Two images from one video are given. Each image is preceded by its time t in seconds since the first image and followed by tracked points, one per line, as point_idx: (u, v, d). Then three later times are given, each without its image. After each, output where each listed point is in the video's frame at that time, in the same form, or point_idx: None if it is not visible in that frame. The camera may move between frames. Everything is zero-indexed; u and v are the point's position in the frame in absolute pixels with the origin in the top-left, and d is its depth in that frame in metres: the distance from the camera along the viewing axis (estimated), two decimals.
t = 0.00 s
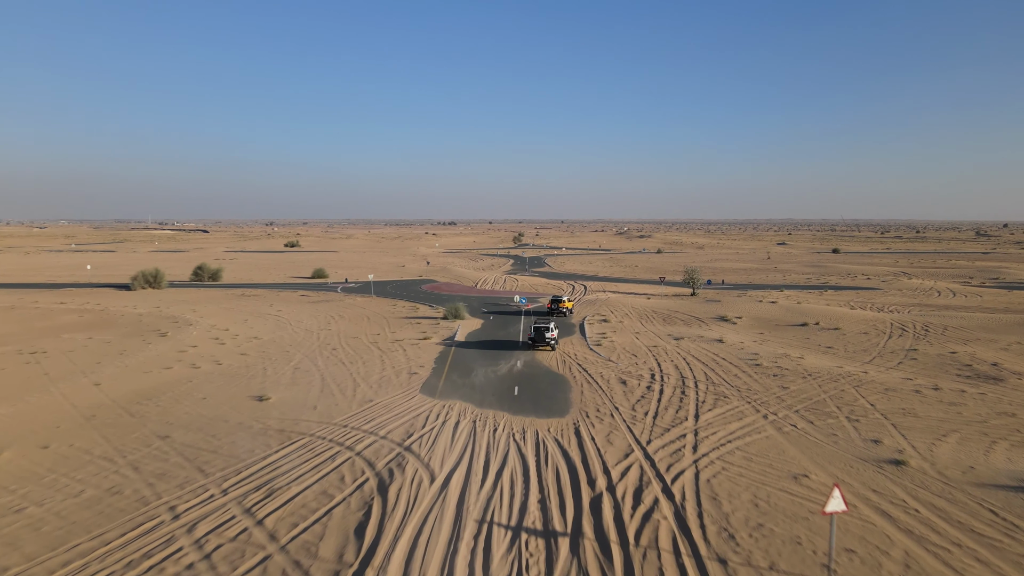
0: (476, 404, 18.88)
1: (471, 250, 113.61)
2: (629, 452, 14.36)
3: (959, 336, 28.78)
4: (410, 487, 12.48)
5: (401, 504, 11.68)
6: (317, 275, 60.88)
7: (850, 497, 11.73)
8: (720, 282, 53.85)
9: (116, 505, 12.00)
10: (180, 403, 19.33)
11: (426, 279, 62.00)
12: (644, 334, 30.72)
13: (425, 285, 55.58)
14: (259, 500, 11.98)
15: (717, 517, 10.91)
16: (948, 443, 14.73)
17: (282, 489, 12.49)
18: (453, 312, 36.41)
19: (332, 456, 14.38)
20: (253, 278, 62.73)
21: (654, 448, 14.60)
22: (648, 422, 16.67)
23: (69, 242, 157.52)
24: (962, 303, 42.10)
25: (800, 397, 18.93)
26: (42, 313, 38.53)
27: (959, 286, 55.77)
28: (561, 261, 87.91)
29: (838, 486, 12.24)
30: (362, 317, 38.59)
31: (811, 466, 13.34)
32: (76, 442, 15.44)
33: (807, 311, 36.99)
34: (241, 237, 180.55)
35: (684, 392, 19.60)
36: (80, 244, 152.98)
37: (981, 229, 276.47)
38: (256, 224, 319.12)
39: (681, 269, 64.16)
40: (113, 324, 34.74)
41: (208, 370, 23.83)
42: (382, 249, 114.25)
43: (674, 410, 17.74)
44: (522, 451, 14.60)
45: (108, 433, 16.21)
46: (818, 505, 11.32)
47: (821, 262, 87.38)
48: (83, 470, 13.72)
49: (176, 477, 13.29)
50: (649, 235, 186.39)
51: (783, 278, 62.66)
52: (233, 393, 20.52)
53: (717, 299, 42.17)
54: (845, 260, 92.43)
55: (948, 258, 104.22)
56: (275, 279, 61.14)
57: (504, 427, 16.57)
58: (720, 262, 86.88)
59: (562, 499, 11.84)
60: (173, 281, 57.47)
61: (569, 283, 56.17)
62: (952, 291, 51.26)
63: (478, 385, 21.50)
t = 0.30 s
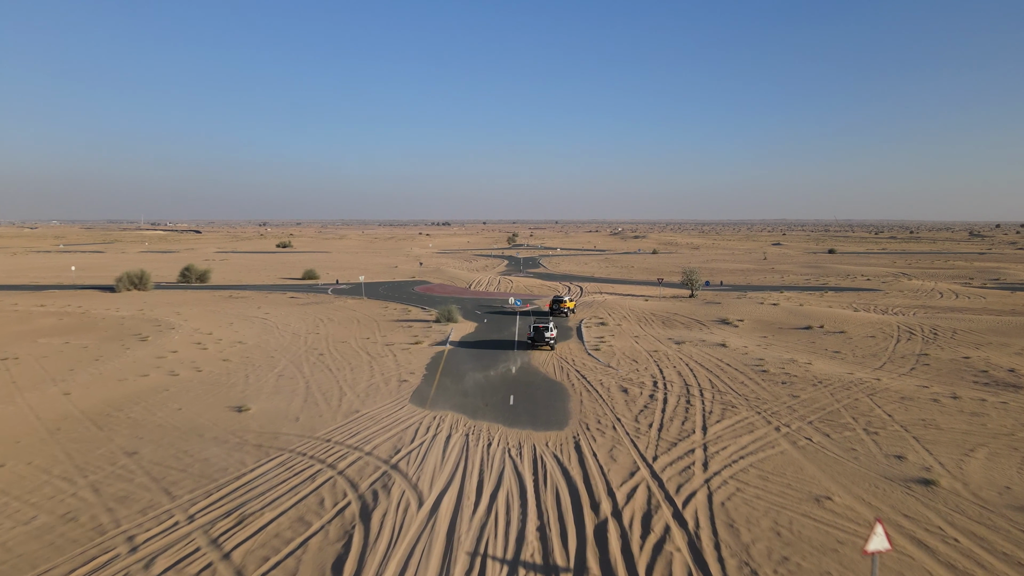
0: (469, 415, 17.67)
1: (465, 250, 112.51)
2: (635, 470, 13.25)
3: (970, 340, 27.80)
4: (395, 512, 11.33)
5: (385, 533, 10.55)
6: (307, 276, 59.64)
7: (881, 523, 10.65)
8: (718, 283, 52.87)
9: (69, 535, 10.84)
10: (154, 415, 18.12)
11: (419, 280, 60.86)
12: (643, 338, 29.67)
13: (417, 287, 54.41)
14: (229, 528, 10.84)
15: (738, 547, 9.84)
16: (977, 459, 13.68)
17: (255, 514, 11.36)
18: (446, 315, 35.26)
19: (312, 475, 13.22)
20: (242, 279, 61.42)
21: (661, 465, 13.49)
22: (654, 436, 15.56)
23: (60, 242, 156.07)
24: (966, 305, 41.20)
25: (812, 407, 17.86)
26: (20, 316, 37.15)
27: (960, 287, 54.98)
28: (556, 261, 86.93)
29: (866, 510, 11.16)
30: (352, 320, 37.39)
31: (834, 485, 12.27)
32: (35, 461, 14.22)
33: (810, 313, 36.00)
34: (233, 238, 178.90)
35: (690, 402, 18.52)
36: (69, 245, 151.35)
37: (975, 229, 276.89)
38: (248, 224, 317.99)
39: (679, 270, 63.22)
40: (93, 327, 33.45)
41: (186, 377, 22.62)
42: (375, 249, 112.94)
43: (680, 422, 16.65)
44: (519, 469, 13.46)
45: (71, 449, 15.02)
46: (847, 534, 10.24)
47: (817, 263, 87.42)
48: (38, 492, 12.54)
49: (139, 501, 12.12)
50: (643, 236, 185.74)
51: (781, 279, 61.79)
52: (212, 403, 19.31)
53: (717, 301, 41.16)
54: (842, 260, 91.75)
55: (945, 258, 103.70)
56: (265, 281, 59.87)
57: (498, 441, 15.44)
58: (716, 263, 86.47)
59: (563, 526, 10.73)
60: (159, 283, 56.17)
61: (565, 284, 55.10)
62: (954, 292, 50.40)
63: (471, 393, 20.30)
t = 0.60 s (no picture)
0: (462, 427, 16.51)
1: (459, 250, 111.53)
2: (642, 492, 12.12)
3: (983, 344, 26.79)
4: (378, 543, 10.17)
5: (365, 568, 9.41)
6: (298, 278, 58.44)
7: (920, 556, 9.57)
8: (717, 285, 51.92)
9: (11, 570, 9.64)
10: (124, 427, 16.90)
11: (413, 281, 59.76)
12: (644, 342, 28.60)
13: (411, 288, 53.27)
14: (192, 562, 9.68)
15: None
16: (1013, 478, 12.59)
17: (223, 545, 10.20)
18: (439, 318, 34.13)
19: (288, 498, 12.04)
20: (232, 281, 60.14)
21: (670, 487, 12.37)
22: (660, 452, 14.44)
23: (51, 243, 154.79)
24: (972, 307, 40.29)
25: (827, 418, 16.77)
26: None
27: (962, 288, 54.16)
28: (552, 262, 85.99)
29: (902, 541, 10.04)
30: (343, 323, 36.19)
31: (862, 510, 11.17)
32: None
33: (814, 316, 34.98)
34: (227, 239, 177.41)
35: (697, 412, 17.41)
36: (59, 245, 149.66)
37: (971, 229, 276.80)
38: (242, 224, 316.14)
39: (676, 272, 61.86)
40: (72, 331, 32.15)
41: (164, 385, 21.42)
42: (368, 250, 111.93)
43: (687, 435, 15.52)
44: (515, 491, 12.32)
45: (29, 468, 13.82)
46: (883, 569, 9.15)
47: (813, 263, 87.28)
48: None
49: (94, 530, 10.93)
50: (639, 236, 185.04)
51: (780, 280, 60.91)
52: (187, 414, 18.10)
53: (717, 303, 40.13)
54: (841, 261, 90.96)
55: (944, 258, 103.03)
56: (254, 282, 58.58)
57: (493, 457, 14.30)
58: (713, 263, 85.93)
59: (566, 559, 9.60)
60: (147, 285, 54.87)
61: (561, 285, 54.05)
62: (958, 293, 49.51)
63: (464, 401, 19.15)
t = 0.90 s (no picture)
0: (454, 442, 15.36)
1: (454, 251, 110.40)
2: (651, 518, 11.00)
3: (997, 348, 25.73)
4: None
5: None
6: (290, 279, 57.22)
7: None
8: (717, 287, 50.86)
9: None
10: (91, 442, 15.70)
11: (407, 283, 58.56)
12: (645, 347, 27.48)
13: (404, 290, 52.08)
14: None
15: None
16: None
17: None
18: (432, 322, 32.95)
19: (260, 525, 10.88)
20: (222, 282, 58.84)
21: (681, 511, 11.27)
22: (668, 469, 13.32)
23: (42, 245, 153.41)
24: (979, 309, 39.28)
25: (844, 430, 15.67)
26: None
27: (965, 289, 53.29)
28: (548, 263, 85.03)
29: None
30: (333, 327, 34.98)
31: (896, 539, 10.08)
32: None
33: (819, 319, 33.91)
34: (220, 240, 175.64)
35: (704, 424, 16.31)
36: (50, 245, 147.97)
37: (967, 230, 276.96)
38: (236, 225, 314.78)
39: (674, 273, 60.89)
40: (49, 335, 30.84)
41: (140, 394, 20.23)
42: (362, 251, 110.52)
43: (696, 450, 14.40)
44: (511, 516, 11.18)
45: None
46: None
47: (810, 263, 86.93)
48: None
49: (41, 566, 9.76)
50: (635, 237, 184.26)
51: (780, 281, 59.97)
52: (161, 427, 16.88)
53: (718, 306, 39.02)
54: (839, 263, 89.93)
55: (944, 258, 102.20)
56: (244, 284, 57.20)
57: (487, 476, 13.16)
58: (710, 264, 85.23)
59: None
60: (133, 286, 53.55)
61: (558, 287, 52.88)
62: (962, 295, 48.51)
63: (457, 411, 17.99)
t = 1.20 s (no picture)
0: (445, 458, 14.21)
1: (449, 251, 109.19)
2: (663, 550, 9.87)
3: (1014, 353, 24.69)
4: None
5: None
6: (282, 281, 56.00)
7: None
8: (718, 288, 49.80)
9: None
10: (53, 458, 14.54)
11: (401, 284, 57.37)
12: (647, 352, 26.37)
13: (398, 292, 50.93)
14: None
15: None
16: None
17: None
18: (425, 325, 31.78)
19: (226, 558, 9.74)
20: (212, 284, 57.61)
21: (696, 541, 10.15)
22: (679, 490, 12.20)
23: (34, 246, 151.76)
24: (988, 311, 38.25)
25: (865, 445, 14.58)
26: None
27: (971, 291, 52.31)
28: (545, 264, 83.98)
29: None
30: (323, 330, 33.80)
31: None
32: None
33: (825, 321, 32.85)
34: (214, 239, 174.24)
35: (714, 438, 15.20)
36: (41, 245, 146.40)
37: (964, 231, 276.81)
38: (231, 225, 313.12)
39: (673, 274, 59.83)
40: (26, 340, 29.60)
41: (113, 403, 19.05)
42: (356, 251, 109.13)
43: (707, 468, 13.27)
44: (506, 546, 10.05)
45: None
46: None
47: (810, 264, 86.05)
48: None
49: None
50: (632, 237, 183.29)
51: (780, 282, 58.96)
52: (130, 441, 15.69)
53: (721, 308, 37.94)
54: (839, 263, 88.96)
55: (944, 258, 101.32)
56: (234, 286, 55.87)
57: (480, 499, 12.00)
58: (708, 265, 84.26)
59: None
60: (121, 288, 52.28)
61: (555, 289, 51.73)
62: (968, 297, 47.54)
63: (450, 422, 16.84)
